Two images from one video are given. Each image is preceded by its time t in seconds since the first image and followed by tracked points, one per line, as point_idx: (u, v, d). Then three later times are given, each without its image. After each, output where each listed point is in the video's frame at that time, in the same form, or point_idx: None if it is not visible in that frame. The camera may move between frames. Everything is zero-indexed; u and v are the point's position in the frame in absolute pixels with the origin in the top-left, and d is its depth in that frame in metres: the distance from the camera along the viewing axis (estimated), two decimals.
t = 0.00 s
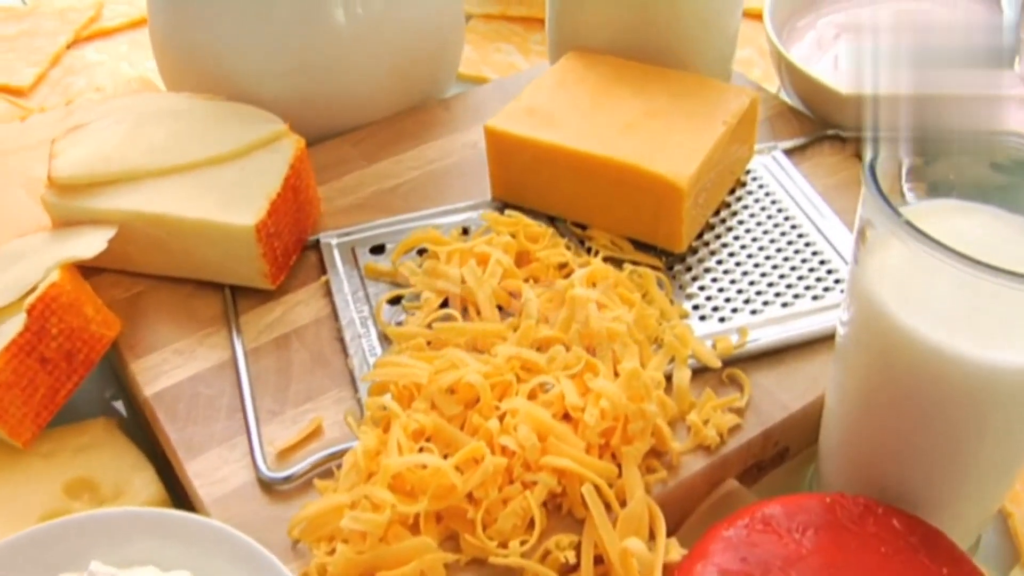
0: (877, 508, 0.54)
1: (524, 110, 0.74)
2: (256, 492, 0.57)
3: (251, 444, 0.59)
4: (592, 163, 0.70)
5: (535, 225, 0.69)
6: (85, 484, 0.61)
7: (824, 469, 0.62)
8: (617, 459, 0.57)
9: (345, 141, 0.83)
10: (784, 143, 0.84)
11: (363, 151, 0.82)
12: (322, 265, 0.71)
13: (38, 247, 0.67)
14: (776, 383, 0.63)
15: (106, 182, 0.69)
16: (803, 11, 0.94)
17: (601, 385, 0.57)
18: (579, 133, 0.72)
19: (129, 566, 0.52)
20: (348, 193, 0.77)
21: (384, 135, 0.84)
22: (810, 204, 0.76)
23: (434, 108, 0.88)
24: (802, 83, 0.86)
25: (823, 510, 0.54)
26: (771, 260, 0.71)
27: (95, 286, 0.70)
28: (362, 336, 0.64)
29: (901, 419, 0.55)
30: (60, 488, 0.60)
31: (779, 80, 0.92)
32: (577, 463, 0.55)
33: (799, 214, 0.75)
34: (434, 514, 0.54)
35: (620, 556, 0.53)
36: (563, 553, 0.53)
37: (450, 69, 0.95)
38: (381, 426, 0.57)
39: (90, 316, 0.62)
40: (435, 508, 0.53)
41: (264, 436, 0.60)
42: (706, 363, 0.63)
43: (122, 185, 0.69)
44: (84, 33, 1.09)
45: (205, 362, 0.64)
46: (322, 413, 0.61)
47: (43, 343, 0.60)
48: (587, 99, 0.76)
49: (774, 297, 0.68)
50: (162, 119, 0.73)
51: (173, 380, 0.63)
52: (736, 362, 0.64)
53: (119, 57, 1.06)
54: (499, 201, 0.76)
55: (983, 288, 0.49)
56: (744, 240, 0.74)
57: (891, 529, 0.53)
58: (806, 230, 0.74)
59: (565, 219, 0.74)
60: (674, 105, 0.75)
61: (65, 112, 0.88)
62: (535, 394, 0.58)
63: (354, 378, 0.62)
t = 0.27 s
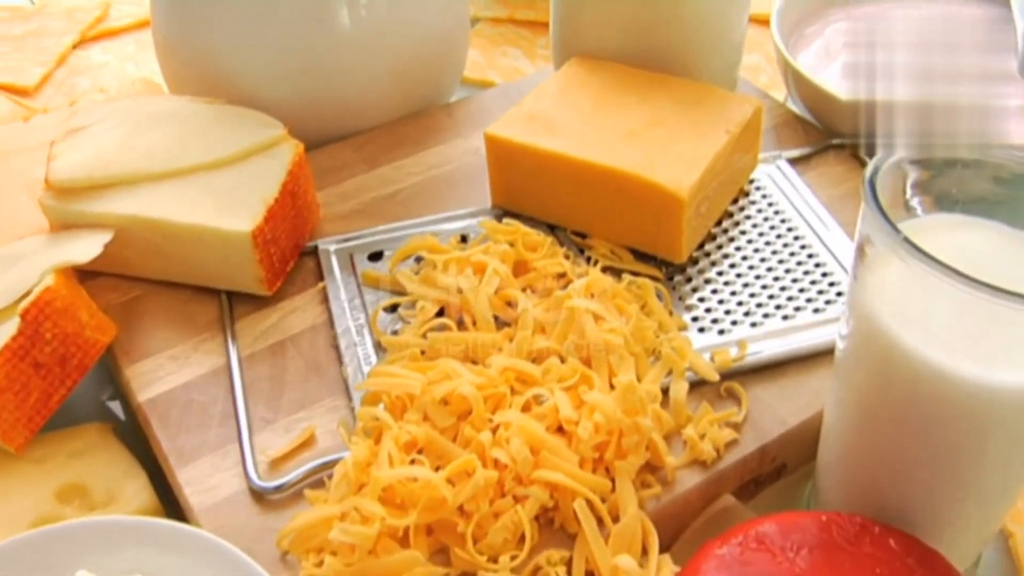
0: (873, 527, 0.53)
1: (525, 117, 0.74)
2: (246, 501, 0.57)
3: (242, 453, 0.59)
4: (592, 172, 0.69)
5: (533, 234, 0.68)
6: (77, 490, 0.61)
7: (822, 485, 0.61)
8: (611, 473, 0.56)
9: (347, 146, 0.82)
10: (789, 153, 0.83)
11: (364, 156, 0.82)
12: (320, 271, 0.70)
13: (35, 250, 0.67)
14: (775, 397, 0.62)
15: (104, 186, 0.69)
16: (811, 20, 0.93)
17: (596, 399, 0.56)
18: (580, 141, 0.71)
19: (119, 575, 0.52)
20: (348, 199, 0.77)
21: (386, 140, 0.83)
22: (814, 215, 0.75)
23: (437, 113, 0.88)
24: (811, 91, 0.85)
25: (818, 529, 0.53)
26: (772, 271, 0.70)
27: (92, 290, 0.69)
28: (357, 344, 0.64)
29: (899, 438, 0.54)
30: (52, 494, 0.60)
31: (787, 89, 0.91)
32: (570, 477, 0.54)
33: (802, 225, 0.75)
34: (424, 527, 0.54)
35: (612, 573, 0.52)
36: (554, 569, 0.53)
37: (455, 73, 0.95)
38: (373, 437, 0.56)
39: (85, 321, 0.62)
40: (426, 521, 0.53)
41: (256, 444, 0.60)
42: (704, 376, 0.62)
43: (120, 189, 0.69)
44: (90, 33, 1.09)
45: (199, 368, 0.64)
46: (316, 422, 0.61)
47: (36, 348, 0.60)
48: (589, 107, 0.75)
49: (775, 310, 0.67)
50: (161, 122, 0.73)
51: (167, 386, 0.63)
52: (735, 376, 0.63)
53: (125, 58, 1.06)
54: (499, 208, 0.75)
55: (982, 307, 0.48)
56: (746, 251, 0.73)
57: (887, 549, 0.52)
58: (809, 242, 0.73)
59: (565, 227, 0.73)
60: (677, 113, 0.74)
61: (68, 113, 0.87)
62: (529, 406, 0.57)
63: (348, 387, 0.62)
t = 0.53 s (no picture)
0: (869, 547, 0.52)
1: (526, 124, 0.73)
2: (237, 510, 0.57)
3: (234, 462, 0.59)
4: (592, 180, 0.69)
5: (531, 243, 0.68)
6: (68, 496, 0.60)
7: (820, 502, 0.61)
8: (604, 488, 0.56)
9: (347, 150, 0.82)
10: (794, 162, 0.82)
11: (365, 161, 0.81)
12: (317, 278, 0.70)
13: (32, 253, 0.67)
14: (773, 412, 0.61)
15: (102, 190, 0.69)
16: (822, 23, 0.92)
17: (590, 412, 0.56)
18: (581, 149, 0.70)
19: None
20: (348, 204, 0.77)
21: (387, 146, 0.83)
22: (817, 225, 0.74)
23: (439, 118, 0.87)
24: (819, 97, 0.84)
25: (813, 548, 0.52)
26: (774, 283, 0.69)
27: (88, 294, 0.69)
28: (352, 352, 0.63)
29: (897, 457, 0.53)
30: (43, 500, 0.60)
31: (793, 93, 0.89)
32: (562, 492, 0.53)
33: (805, 236, 0.74)
34: (414, 540, 0.53)
35: None
36: None
37: (459, 78, 0.94)
38: (365, 449, 0.56)
39: (79, 326, 0.62)
40: (416, 534, 0.52)
41: (248, 453, 0.59)
42: (702, 391, 0.61)
43: (117, 193, 0.68)
44: (96, 33, 1.09)
45: (193, 375, 0.64)
46: (308, 431, 0.60)
47: (30, 353, 0.60)
48: (591, 114, 0.74)
49: (775, 322, 0.66)
50: (161, 126, 0.73)
51: (161, 393, 0.63)
52: (732, 390, 0.63)
53: (130, 58, 1.06)
54: (498, 216, 0.75)
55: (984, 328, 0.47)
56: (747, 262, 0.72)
57: (883, 570, 0.51)
58: (812, 253, 0.72)
59: (564, 236, 0.72)
60: (680, 121, 0.73)
61: (71, 114, 0.87)
62: (522, 419, 0.56)
63: (342, 396, 0.62)
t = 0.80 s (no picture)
0: (865, 565, 0.52)
1: (526, 131, 0.72)
2: (228, 518, 0.56)
3: (226, 469, 0.58)
4: (591, 189, 0.68)
5: (529, 251, 0.67)
6: (61, 502, 0.60)
7: (817, 517, 0.60)
8: (598, 501, 0.55)
9: (348, 155, 0.81)
10: (798, 171, 0.81)
11: (365, 165, 0.81)
12: (314, 283, 0.70)
13: (29, 256, 0.67)
14: (771, 425, 0.61)
15: (100, 193, 0.68)
16: (828, 29, 0.91)
17: (584, 425, 0.55)
18: (581, 157, 0.70)
19: None
20: (347, 209, 0.76)
21: (389, 150, 0.83)
22: (820, 236, 0.74)
23: (442, 122, 0.87)
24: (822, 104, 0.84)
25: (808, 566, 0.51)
26: (775, 294, 0.69)
27: (86, 297, 0.69)
28: (347, 360, 0.63)
29: (895, 474, 0.53)
30: (35, 504, 0.59)
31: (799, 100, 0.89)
32: (554, 505, 0.53)
33: (808, 247, 0.73)
34: (405, 552, 0.53)
35: None
36: None
37: (463, 82, 0.94)
38: (357, 459, 0.56)
39: (73, 331, 0.62)
40: (406, 546, 0.52)
41: (241, 460, 0.59)
42: (699, 403, 0.61)
43: (115, 196, 0.68)
44: (102, 33, 1.09)
45: (188, 381, 0.63)
46: (302, 439, 0.60)
47: (23, 358, 0.60)
48: (592, 121, 0.74)
49: (776, 335, 0.66)
50: (160, 129, 0.73)
51: (155, 398, 0.62)
52: (730, 403, 0.62)
53: (136, 59, 1.06)
54: (498, 223, 0.74)
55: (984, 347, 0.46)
56: (748, 272, 0.71)
57: None
58: (815, 264, 0.71)
59: (564, 244, 0.72)
60: (682, 129, 0.73)
61: (73, 115, 0.87)
62: (516, 430, 0.56)
63: (336, 404, 0.61)
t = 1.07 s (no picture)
0: None
1: (526, 137, 0.72)
2: (220, 525, 0.56)
3: (220, 476, 0.58)
4: (590, 196, 0.67)
5: (528, 258, 0.67)
6: (54, 506, 0.60)
7: (815, 531, 0.59)
8: (592, 513, 0.54)
9: (349, 159, 0.81)
10: (801, 179, 0.80)
11: (365, 170, 0.80)
12: (312, 288, 0.69)
13: (27, 259, 0.66)
14: (769, 437, 0.60)
15: (98, 196, 0.68)
16: (836, 34, 0.90)
17: (579, 435, 0.55)
18: (581, 164, 0.69)
19: None
20: (346, 214, 0.76)
21: (390, 154, 0.82)
22: (822, 245, 0.73)
23: (444, 126, 0.86)
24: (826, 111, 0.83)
25: None
26: (775, 304, 0.68)
27: (83, 300, 0.69)
28: (343, 366, 0.63)
29: (893, 489, 0.52)
30: (28, 508, 0.59)
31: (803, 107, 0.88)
32: (547, 517, 0.52)
33: (810, 256, 0.72)
34: (397, 562, 0.52)
35: None
36: None
37: (466, 85, 0.93)
38: (349, 467, 0.55)
39: (69, 334, 0.62)
40: (397, 556, 0.51)
41: (234, 467, 0.59)
42: (697, 414, 0.60)
43: (113, 199, 0.68)
44: (107, 33, 1.09)
45: (183, 385, 0.63)
46: (296, 446, 0.60)
47: (18, 361, 0.60)
48: (593, 128, 0.73)
49: (775, 345, 0.65)
50: (159, 131, 0.72)
51: (150, 403, 0.62)
52: (728, 414, 0.61)
53: (139, 60, 1.06)
54: (497, 229, 0.74)
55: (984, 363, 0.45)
56: (749, 281, 0.71)
57: None
58: (816, 273, 0.71)
59: (564, 251, 0.71)
60: (683, 136, 0.72)
61: (75, 116, 0.87)
62: (511, 440, 0.56)
63: (331, 411, 0.61)
